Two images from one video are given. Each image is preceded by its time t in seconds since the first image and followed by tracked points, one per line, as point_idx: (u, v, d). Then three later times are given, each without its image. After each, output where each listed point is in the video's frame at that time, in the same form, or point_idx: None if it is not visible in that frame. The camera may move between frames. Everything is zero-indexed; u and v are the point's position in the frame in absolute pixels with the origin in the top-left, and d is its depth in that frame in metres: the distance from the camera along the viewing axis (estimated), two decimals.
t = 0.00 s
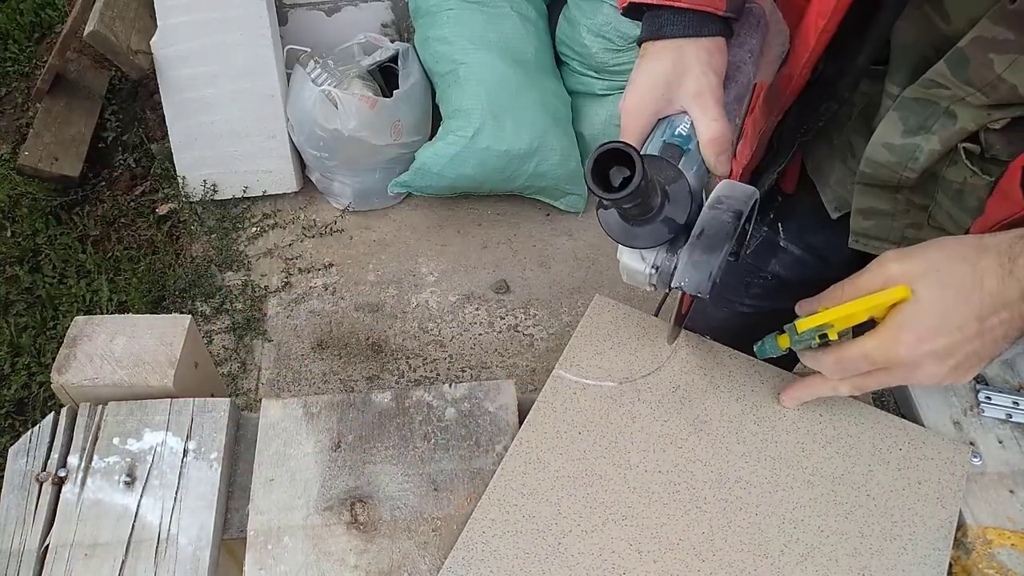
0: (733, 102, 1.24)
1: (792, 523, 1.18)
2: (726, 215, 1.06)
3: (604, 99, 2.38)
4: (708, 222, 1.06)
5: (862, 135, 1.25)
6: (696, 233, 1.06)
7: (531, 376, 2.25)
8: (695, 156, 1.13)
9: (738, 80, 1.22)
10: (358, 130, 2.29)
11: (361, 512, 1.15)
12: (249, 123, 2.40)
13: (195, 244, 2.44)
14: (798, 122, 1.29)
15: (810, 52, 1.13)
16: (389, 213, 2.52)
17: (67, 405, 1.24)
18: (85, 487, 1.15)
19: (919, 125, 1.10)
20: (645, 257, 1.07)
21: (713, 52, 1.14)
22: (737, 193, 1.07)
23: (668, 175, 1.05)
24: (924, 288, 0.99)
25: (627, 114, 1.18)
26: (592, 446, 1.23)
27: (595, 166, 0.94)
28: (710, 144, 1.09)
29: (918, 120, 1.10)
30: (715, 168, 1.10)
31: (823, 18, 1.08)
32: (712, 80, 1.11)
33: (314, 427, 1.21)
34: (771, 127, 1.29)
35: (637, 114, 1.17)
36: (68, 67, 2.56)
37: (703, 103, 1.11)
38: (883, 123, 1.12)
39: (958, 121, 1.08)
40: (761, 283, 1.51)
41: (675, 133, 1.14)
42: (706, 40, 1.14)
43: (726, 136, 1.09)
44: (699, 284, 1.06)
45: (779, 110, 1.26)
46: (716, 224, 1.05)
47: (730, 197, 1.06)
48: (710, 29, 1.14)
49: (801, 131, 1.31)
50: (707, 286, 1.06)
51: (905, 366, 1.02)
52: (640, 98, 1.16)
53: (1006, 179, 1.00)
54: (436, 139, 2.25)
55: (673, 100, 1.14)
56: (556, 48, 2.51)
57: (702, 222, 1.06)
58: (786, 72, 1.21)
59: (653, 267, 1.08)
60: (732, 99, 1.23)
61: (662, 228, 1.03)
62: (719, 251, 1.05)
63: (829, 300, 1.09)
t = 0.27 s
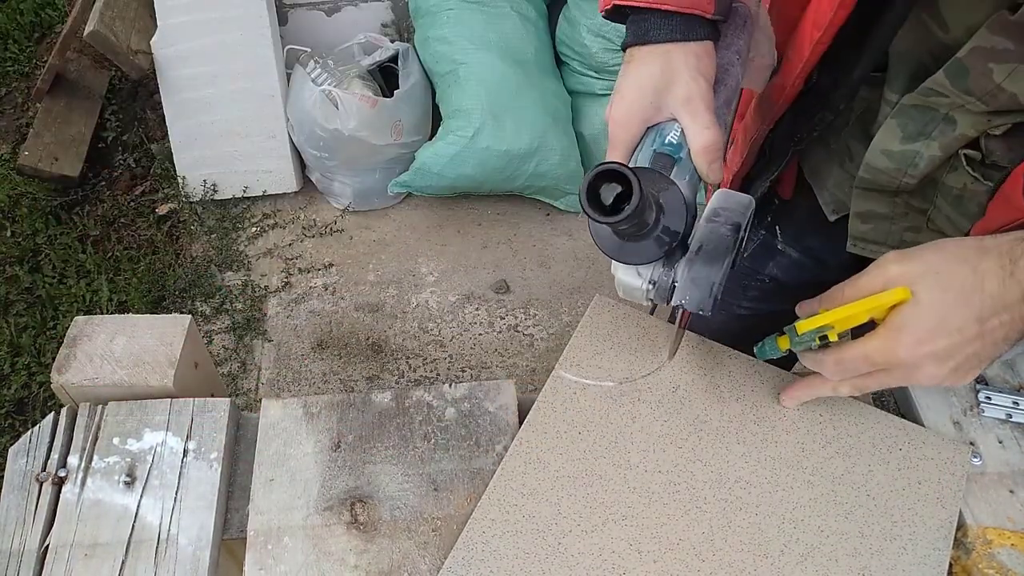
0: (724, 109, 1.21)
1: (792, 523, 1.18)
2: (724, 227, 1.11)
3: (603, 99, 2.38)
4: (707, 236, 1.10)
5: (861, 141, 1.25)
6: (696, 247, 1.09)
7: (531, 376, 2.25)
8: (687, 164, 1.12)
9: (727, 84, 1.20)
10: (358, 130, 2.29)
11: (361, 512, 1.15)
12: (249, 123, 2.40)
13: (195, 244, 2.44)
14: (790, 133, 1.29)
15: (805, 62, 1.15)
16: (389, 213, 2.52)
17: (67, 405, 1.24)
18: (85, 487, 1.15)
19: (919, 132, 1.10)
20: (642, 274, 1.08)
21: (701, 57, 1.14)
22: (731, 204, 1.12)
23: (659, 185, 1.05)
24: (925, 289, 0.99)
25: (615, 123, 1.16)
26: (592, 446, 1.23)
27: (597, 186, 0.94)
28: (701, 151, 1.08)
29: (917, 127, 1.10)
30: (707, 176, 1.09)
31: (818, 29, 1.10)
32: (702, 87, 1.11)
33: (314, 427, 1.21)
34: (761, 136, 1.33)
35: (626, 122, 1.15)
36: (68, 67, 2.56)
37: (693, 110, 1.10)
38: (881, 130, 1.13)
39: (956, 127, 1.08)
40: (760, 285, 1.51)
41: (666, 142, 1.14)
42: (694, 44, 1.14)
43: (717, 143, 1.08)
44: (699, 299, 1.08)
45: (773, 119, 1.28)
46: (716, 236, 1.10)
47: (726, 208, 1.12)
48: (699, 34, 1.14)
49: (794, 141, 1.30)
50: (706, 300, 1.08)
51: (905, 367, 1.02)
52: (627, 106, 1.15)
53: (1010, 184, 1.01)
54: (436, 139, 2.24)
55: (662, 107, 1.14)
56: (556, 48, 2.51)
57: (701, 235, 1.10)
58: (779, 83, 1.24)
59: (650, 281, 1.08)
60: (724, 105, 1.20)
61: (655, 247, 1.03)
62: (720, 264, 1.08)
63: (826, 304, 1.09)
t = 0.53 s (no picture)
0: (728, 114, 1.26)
1: (792, 522, 1.18)
2: (721, 242, 1.09)
3: (603, 99, 2.38)
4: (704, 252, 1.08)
5: (861, 143, 1.26)
6: (691, 261, 1.07)
7: (531, 376, 2.25)
8: (687, 172, 1.11)
9: (730, 92, 1.24)
10: (358, 130, 2.29)
11: (361, 512, 1.15)
12: (249, 123, 2.40)
13: (195, 244, 2.44)
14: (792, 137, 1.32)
15: (812, 72, 1.17)
16: (389, 213, 2.52)
17: (67, 405, 1.24)
18: (86, 487, 1.15)
19: (920, 136, 1.12)
20: (638, 281, 1.08)
21: (704, 65, 1.16)
22: (732, 218, 1.10)
23: (658, 194, 1.02)
24: (926, 291, 0.99)
25: (618, 129, 1.17)
26: (592, 446, 1.23)
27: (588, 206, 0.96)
28: (705, 159, 1.09)
29: (918, 131, 1.12)
30: (709, 183, 1.10)
31: (825, 40, 1.12)
32: (705, 96, 1.12)
33: (314, 427, 1.21)
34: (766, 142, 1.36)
35: (629, 128, 1.15)
36: (68, 67, 2.56)
37: (696, 118, 1.11)
38: (883, 134, 1.14)
39: (958, 132, 1.09)
40: (760, 285, 1.51)
41: (667, 150, 1.12)
42: (698, 52, 1.15)
43: (720, 150, 1.09)
44: (692, 313, 1.08)
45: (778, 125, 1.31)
46: (712, 252, 1.08)
47: (725, 222, 1.09)
48: (703, 41, 1.16)
49: (798, 147, 1.32)
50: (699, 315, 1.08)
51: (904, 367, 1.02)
52: (630, 113, 1.15)
53: (1015, 190, 1.04)
54: (436, 139, 2.24)
55: (665, 114, 1.14)
56: (556, 48, 2.51)
57: (696, 250, 1.08)
58: (785, 91, 1.26)
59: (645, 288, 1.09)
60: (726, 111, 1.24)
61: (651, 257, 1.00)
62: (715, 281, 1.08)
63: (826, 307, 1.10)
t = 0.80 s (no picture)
0: (738, 124, 1.22)
1: (793, 523, 1.18)
2: (715, 250, 1.05)
3: (604, 99, 2.38)
4: (695, 255, 1.04)
5: (867, 147, 1.27)
6: (684, 266, 1.04)
7: (531, 376, 2.25)
8: (693, 180, 1.10)
9: (745, 102, 1.20)
10: (358, 130, 2.29)
11: (361, 512, 1.15)
12: (249, 123, 2.40)
13: (195, 244, 2.44)
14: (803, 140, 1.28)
15: (827, 81, 1.15)
16: (389, 213, 2.52)
17: (67, 405, 1.24)
18: (86, 487, 1.15)
19: (927, 140, 1.12)
20: (634, 284, 1.05)
21: (719, 73, 1.14)
22: (727, 225, 1.07)
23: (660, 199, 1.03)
24: (930, 293, 0.99)
25: (628, 132, 1.15)
26: (592, 446, 1.23)
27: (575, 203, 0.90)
28: (709, 167, 1.07)
29: (925, 135, 1.12)
30: (714, 193, 1.09)
31: (842, 49, 1.10)
32: (716, 104, 1.11)
33: (314, 427, 1.21)
34: (779, 148, 1.32)
35: (639, 132, 1.14)
36: (68, 67, 2.56)
37: (706, 127, 1.10)
38: (890, 137, 1.14)
39: (965, 136, 1.09)
40: (761, 286, 1.51)
41: (675, 156, 1.11)
42: (713, 60, 1.14)
43: (727, 159, 1.08)
44: (683, 317, 1.05)
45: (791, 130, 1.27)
46: (706, 259, 1.04)
47: (720, 230, 1.07)
48: (718, 49, 1.14)
49: (811, 152, 1.29)
50: (689, 318, 1.05)
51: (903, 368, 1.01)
52: (641, 117, 1.14)
53: (1018, 194, 1.03)
54: (436, 139, 2.24)
55: (676, 120, 1.13)
56: (556, 48, 2.51)
57: (688, 256, 1.04)
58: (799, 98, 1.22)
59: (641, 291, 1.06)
60: (739, 122, 1.21)
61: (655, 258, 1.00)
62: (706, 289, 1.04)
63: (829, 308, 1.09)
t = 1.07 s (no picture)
0: (750, 132, 1.28)
1: (793, 523, 1.18)
2: (709, 252, 0.98)
3: (604, 99, 2.38)
4: (686, 254, 0.98)
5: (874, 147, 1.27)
6: (674, 267, 0.97)
7: (531, 377, 2.25)
8: (698, 185, 1.10)
9: (761, 112, 1.25)
10: (358, 129, 2.29)
11: (361, 512, 1.15)
12: (249, 123, 2.40)
13: (195, 244, 2.44)
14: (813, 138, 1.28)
15: (834, 81, 1.15)
16: (389, 213, 2.52)
17: (67, 405, 1.24)
18: (86, 487, 1.15)
19: (930, 140, 1.12)
20: (627, 284, 1.02)
21: (734, 79, 1.15)
22: (728, 232, 1.02)
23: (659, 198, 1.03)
24: (930, 292, 0.99)
25: (641, 133, 1.16)
26: (592, 446, 1.23)
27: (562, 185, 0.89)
28: (716, 172, 1.06)
29: (928, 136, 1.12)
30: (719, 201, 1.08)
31: (848, 49, 1.10)
32: (728, 109, 1.11)
33: (314, 427, 1.21)
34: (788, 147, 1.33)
35: (651, 134, 1.15)
36: (68, 67, 2.56)
37: (716, 133, 1.10)
38: (894, 136, 1.14)
39: (969, 137, 1.09)
40: (762, 285, 1.51)
41: (683, 158, 1.11)
42: (729, 65, 1.15)
43: (734, 166, 1.07)
44: (668, 315, 0.96)
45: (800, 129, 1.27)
46: (696, 258, 0.97)
47: (717, 234, 1.01)
48: (736, 54, 1.15)
49: (820, 154, 1.28)
50: (675, 319, 0.96)
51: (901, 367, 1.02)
52: (654, 118, 1.15)
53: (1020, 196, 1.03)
54: (436, 139, 2.24)
55: (687, 123, 1.13)
56: (556, 48, 2.51)
57: (679, 256, 0.98)
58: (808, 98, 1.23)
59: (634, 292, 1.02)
60: (751, 129, 1.27)
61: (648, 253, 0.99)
62: (692, 287, 0.95)
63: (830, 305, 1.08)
